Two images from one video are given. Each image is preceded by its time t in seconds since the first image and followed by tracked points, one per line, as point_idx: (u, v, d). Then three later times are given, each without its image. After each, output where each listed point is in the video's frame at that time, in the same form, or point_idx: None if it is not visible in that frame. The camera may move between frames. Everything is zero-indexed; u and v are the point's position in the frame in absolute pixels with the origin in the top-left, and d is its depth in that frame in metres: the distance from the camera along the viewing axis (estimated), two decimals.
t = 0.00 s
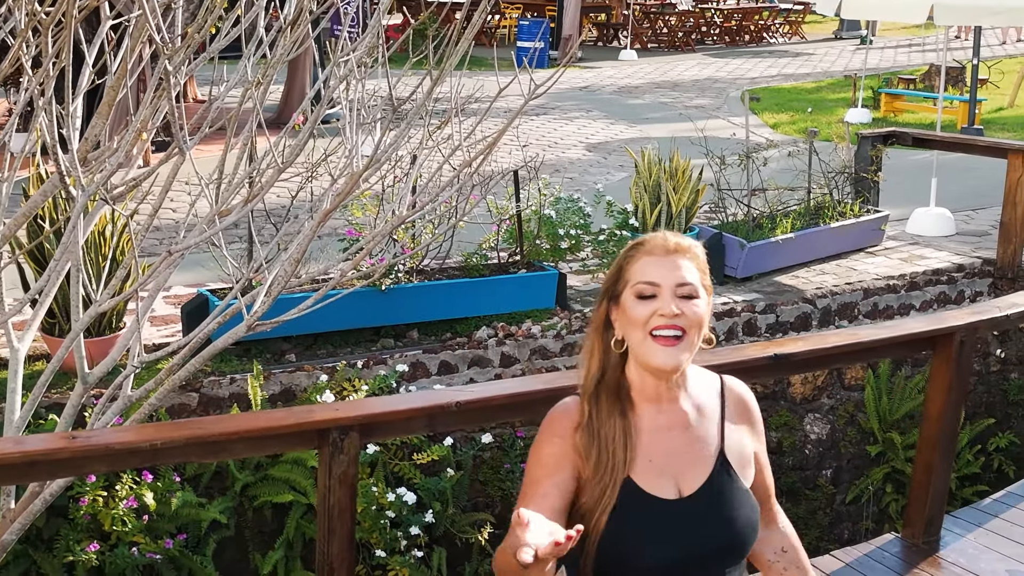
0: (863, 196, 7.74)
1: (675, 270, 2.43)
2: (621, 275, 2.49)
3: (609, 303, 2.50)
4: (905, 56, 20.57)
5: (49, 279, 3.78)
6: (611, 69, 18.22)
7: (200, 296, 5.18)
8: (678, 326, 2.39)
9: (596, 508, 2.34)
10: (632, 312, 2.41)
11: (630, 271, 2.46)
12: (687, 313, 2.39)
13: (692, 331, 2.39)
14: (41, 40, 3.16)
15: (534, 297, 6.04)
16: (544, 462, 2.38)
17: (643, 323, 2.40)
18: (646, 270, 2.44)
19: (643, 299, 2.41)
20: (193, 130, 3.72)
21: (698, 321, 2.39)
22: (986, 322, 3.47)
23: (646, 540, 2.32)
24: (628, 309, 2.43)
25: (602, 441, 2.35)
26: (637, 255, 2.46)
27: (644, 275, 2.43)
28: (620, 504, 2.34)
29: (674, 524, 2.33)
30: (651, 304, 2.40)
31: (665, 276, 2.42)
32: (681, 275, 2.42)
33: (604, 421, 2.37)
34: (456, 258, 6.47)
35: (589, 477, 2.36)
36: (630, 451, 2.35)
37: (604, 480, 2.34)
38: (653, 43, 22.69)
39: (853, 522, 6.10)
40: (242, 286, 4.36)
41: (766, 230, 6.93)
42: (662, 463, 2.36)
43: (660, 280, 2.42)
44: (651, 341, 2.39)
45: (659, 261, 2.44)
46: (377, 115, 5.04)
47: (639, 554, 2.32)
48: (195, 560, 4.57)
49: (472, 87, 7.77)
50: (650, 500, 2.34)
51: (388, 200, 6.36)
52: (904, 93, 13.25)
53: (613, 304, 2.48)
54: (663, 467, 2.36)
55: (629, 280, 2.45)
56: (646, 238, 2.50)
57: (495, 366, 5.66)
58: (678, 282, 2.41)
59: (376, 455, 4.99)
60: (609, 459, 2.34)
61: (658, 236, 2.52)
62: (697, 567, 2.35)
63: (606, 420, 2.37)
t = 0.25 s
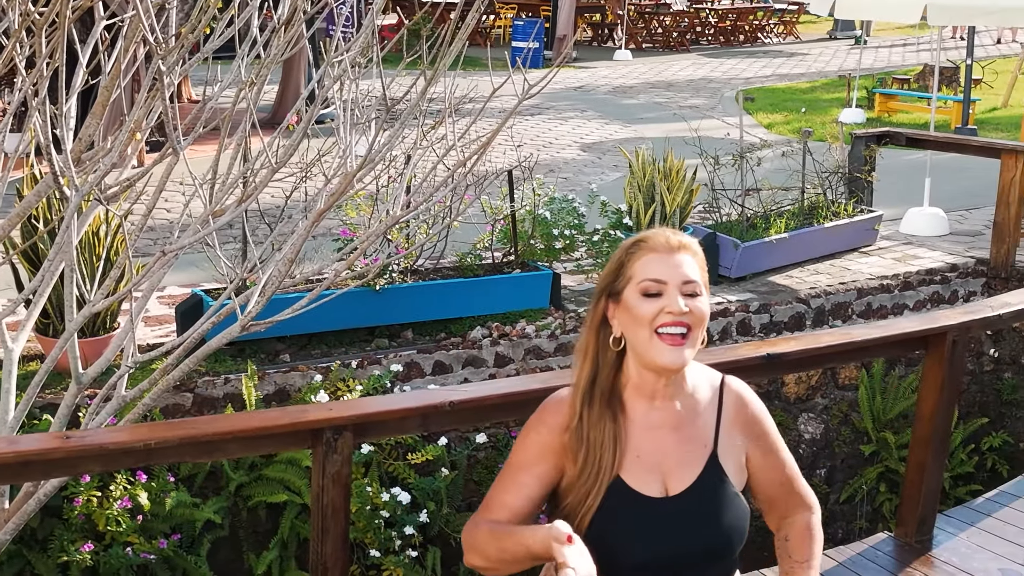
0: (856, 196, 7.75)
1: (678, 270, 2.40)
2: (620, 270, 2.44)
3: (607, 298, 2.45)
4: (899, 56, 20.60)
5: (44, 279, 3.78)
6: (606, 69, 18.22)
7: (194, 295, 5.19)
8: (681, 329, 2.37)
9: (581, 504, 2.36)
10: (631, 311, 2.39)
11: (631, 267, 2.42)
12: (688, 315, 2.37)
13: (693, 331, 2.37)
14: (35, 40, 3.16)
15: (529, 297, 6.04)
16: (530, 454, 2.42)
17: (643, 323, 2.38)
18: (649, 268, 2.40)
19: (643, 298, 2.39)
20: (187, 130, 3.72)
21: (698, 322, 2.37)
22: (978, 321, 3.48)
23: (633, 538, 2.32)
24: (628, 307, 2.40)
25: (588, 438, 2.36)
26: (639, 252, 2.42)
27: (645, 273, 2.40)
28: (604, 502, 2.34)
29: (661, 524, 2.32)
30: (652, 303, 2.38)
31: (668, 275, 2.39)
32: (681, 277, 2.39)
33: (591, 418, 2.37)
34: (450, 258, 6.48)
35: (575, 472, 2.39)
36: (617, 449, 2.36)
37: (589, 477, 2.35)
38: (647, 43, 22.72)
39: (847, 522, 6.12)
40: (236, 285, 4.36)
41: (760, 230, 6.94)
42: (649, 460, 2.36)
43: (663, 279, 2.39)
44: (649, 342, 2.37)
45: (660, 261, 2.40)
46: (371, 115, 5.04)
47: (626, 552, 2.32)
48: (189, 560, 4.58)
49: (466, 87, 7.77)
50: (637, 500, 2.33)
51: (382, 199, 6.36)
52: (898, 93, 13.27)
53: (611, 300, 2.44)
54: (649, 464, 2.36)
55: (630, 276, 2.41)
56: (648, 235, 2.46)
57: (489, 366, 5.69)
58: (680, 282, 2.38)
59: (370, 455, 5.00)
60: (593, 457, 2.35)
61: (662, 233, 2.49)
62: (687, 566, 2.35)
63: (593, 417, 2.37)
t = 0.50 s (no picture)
0: (853, 195, 7.75)
1: (683, 274, 2.37)
2: (624, 272, 2.40)
3: (607, 298, 2.42)
4: (896, 56, 20.61)
5: (40, 279, 3.78)
6: (603, 69, 18.23)
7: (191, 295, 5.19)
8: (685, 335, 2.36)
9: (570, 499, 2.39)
10: (634, 315, 2.37)
11: (635, 270, 2.38)
12: (691, 320, 2.35)
13: (697, 336, 2.37)
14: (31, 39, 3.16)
15: (526, 297, 6.04)
16: (523, 441, 2.43)
17: (648, 329, 2.36)
18: (653, 273, 2.37)
19: (647, 301, 2.36)
20: (183, 130, 3.72)
21: (700, 327, 2.36)
22: (974, 321, 3.49)
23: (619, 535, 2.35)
24: (632, 310, 2.38)
25: (580, 437, 2.39)
26: (644, 255, 2.39)
27: (650, 276, 2.37)
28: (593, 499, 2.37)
29: (647, 522, 2.35)
30: (658, 309, 2.35)
31: (673, 281, 2.36)
32: (685, 284, 2.37)
33: (584, 418, 2.39)
34: (447, 258, 6.48)
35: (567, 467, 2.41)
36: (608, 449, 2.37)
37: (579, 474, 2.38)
38: (645, 43, 22.72)
39: (844, 521, 6.12)
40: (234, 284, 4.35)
41: (757, 230, 6.95)
42: (640, 460, 2.37)
43: (670, 284, 2.36)
44: (653, 347, 2.35)
45: (665, 268, 2.37)
46: (368, 115, 5.04)
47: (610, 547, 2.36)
48: (186, 560, 4.58)
49: (463, 87, 7.78)
50: (624, 499, 2.35)
51: (378, 199, 6.36)
52: (895, 93, 13.28)
53: (612, 300, 2.41)
54: (639, 463, 2.37)
55: (634, 279, 2.38)
56: (653, 238, 2.42)
57: (486, 365, 5.67)
58: (685, 287, 2.36)
59: (367, 455, 5.00)
60: (585, 455, 2.38)
61: (669, 236, 2.45)
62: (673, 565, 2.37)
63: (585, 417, 2.39)
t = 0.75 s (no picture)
0: (853, 195, 7.75)
1: (688, 277, 2.34)
2: (629, 272, 2.36)
3: (611, 299, 2.37)
4: (896, 56, 20.62)
5: (40, 279, 3.78)
6: (603, 69, 18.23)
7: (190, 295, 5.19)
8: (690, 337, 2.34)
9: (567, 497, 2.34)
10: (639, 317, 2.33)
11: (641, 272, 2.35)
12: (695, 323, 2.32)
13: (700, 338, 2.34)
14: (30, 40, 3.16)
15: (526, 296, 6.04)
16: (524, 431, 2.39)
17: (653, 330, 2.32)
18: (659, 274, 2.34)
19: (653, 304, 2.32)
20: (182, 130, 3.72)
21: (703, 330, 2.34)
22: (973, 320, 3.49)
23: (617, 531, 2.31)
24: (636, 311, 2.34)
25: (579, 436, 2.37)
26: (650, 257, 2.36)
27: (656, 278, 2.33)
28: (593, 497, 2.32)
29: (645, 520, 2.31)
30: (664, 311, 2.32)
31: (679, 283, 2.33)
32: (692, 289, 2.34)
33: (585, 417, 2.38)
34: (446, 258, 6.48)
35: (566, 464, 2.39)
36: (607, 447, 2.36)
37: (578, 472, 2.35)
38: (644, 43, 22.74)
39: (843, 521, 6.11)
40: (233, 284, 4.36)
41: (756, 230, 6.95)
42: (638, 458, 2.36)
43: (675, 286, 2.33)
44: (657, 349, 2.32)
45: (672, 272, 2.34)
46: (367, 115, 5.04)
47: (607, 543, 2.31)
48: (185, 560, 4.58)
49: (463, 87, 7.78)
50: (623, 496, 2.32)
51: (378, 199, 6.36)
52: (895, 93, 13.28)
53: (616, 301, 2.36)
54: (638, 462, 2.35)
55: (640, 280, 2.34)
56: (661, 239, 2.38)
57: (486, 365, 5.66)
58: (690, 290, 2.34)
59: (366, 455, 5.01)
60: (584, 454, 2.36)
61: (673, 237, 2.42)
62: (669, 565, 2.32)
63: (585, 416, 2.38)
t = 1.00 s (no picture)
0: (852, 195, 7.75)
1: (689, 274, 2.34)
2: (630, 270, 2.35)
3: (612, 296, 2.36)
4: (895, 56, 20.61)
5: (39, 279, 3.78)
6: (602, 69, 18.23)
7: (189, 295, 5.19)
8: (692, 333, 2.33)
9: (566, 494, 2.32)
10: (641, 313, 2.32)
11: (642, 268, 2.34)
12: (697, 319, 2.31)
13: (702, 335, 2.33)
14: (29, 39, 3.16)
15: (525, 296, 6.04)
16: (524, 416, 2.37)
17: (656, 326, 2.31)
18: (660, 271, 2.33)
19: (654, 299, 2.31)
20: (181, 129, 3.72)
21: (704, 326, 2.33)
22: (972, 321, 3.49)
23: (615, 530, 2.28)
24: (637, 308, 2.33)
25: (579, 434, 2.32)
26: (651, 254, 2.35)
27: (658, 275, 2.33)
28: (592, 496, 2.30)
29: (644, 519, 2.29)
30: (665, 307, 2.31)
31: (680, 280, 2.32)
32: (694, 282, 2.34)
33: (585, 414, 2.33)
34: (446, 258, 6.48)
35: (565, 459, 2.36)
36: (607, 446, 2.31)
37: (577, 470, 2.31)
38: (644, 43, 22.75)
39: (843, 521, 6.11)
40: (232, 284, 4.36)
41: (756, 230, 6.95)
42: (637, 456, 2.32)
43: (676, 282, 2.32)
44: (658, 345, 2.32)
45: (674, 267, 2.33)
46: (367, 115, 5.04)
47: (605, 542, 2.28)
48: (185, 560, 4.58)
49: (463, 87, 7.77)
50: (621, 494, 2.29)
51: (377, 199, 6.35)
52: (895, 93, 13.27)
53: (617, 297, 2.35)
54: (636, 460, 2.31)
55: (642, 276, 2.33)
56: (661, 237, 2.38)
57: (486, 365, 5.66)
58: (691, 287, 2.33)
59: (366, 455, 5.01)
60: (584, 451, 2.32)
61: (676, 236, 2.41)
62: (666, 565, 2.30)
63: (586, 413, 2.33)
